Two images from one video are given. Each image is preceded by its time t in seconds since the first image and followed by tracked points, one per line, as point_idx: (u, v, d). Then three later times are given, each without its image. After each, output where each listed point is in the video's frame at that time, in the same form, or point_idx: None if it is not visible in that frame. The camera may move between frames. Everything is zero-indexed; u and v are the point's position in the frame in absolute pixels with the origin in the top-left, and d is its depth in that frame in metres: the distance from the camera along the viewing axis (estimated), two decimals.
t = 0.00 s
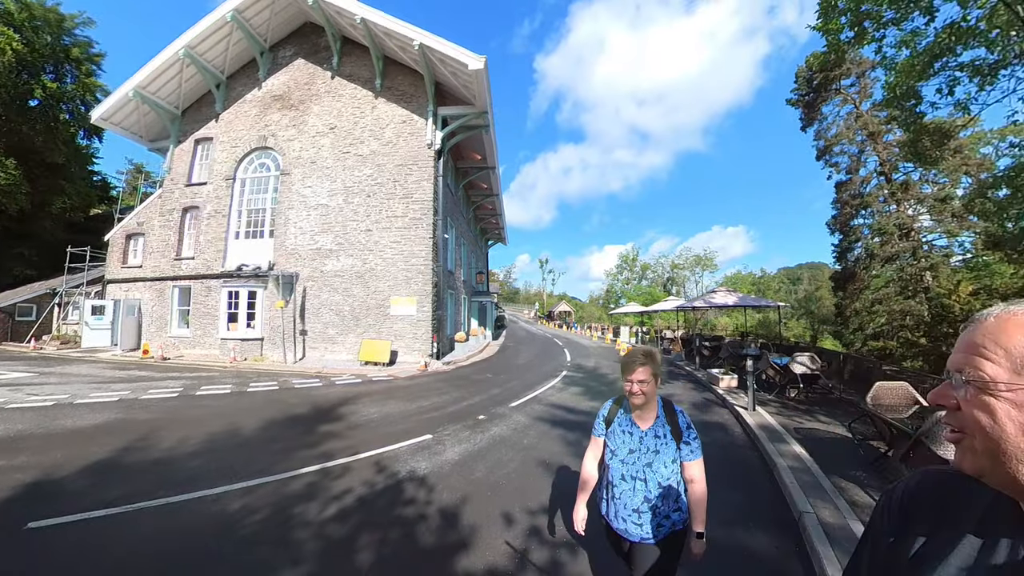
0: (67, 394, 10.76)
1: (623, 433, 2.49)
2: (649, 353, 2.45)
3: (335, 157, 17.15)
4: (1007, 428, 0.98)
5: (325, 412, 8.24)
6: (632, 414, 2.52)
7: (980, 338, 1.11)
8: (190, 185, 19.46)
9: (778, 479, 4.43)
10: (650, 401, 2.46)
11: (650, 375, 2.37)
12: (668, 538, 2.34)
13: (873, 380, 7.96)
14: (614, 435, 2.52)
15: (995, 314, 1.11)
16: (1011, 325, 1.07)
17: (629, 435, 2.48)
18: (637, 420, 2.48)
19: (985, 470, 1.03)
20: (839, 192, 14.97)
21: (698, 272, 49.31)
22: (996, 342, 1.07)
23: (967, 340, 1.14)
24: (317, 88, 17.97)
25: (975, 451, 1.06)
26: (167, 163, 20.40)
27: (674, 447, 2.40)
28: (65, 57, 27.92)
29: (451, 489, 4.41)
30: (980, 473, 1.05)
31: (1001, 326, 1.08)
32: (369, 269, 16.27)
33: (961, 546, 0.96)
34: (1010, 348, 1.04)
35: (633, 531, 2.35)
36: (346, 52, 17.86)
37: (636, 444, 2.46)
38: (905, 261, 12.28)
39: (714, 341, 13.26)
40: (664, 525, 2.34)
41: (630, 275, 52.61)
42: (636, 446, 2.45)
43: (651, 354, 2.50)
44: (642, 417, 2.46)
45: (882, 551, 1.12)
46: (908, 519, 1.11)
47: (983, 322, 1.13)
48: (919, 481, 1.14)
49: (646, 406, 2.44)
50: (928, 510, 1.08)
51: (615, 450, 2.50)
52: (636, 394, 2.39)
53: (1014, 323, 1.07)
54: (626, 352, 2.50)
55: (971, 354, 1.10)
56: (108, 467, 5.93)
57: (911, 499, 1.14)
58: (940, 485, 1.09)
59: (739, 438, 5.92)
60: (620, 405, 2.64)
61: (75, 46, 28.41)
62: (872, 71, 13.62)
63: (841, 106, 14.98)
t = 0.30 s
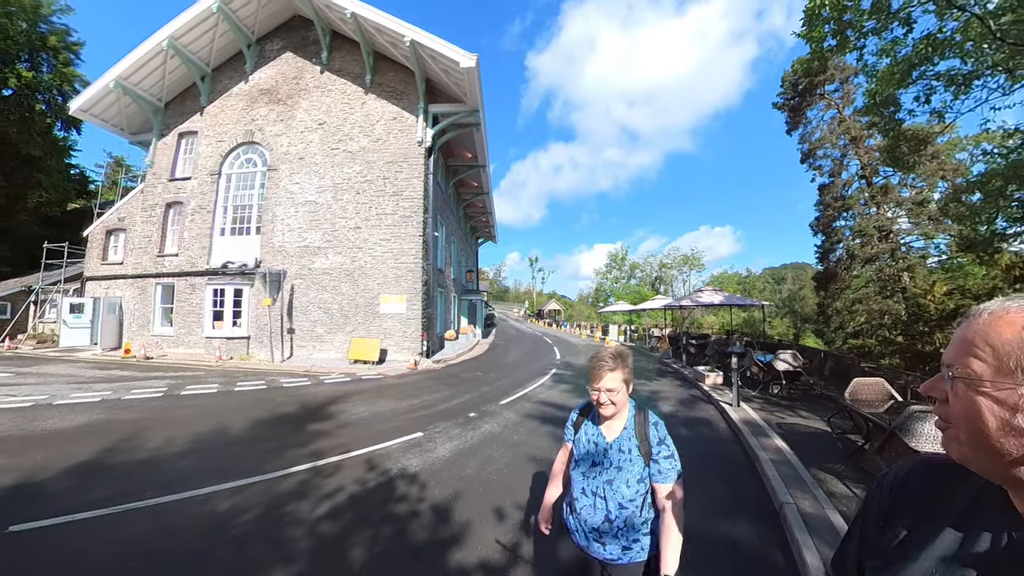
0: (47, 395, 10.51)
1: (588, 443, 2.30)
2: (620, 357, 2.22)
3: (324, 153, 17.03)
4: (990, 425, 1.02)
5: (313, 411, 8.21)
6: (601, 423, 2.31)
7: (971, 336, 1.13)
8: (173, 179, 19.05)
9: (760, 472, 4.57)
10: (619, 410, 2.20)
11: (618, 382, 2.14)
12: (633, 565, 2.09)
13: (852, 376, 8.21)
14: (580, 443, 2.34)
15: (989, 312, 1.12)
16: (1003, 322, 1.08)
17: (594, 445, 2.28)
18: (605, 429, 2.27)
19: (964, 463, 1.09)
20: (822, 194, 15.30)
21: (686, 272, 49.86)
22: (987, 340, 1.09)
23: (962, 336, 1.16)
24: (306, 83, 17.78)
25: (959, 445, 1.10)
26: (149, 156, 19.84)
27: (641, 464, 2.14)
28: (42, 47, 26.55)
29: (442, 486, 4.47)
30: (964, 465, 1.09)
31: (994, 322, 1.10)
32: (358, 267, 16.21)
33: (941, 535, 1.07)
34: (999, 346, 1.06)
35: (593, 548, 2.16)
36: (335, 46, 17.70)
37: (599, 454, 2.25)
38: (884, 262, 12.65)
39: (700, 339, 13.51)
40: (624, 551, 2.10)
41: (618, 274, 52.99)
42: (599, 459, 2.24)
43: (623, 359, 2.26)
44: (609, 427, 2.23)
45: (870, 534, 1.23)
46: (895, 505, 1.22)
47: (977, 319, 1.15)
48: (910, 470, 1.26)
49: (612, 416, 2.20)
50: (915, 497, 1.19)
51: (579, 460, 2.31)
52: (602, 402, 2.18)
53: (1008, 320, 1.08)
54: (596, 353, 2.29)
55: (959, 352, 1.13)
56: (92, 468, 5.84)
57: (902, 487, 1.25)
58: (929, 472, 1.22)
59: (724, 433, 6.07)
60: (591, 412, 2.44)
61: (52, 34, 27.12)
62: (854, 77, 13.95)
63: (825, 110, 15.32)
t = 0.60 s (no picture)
0: (24, 396, 10.22)
1: (539, 472, 2.08)
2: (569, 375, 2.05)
3: (313, 149, 16.85)
4: (946, 423, 1.13)
5: (303, 411, 8.16)
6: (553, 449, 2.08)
7: (936, 340, 1.23)
8: (156, 174, 18.63)
9: (746, 467, 4.69)
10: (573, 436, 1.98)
11: (566, 405, 1.96)
12: None
13: (833, 373, 8.43)
14: (531, 473, 2.11)
15: (957, 318, 1.22)
16: (972, 328, 1.18)
17: (546, 476, 2.06)
18: (557, 456, 2.05)
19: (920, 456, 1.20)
20: (806, 196, 15.61)
21: (674, 271, 50.38)
22: (953, 346, 1.18)
23: (928, 339, 1.26)
24: (294, 76, 17.55)
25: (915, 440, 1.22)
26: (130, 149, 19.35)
27: (599, 496, 1.92)
28: (17, 34, 25.55)
29: (435, 484, 4.51)
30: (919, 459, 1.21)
31: (961, 330, 1.19)
32: (347, 264, 16.10)
33: (899, 525, 1.18)
34: (962, 352, 1.16)
35: None
36: (324, 40, 17.51)
37: (552, 486, 2.03)
38: (865, 262, 13.00)
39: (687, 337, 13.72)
40: None
41: (607, 272, 53.35)
42: (550, 490, 2.02)
43: (573, 377, 2.07)
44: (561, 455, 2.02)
45: (832, 523, 1.34)
46: (856, 495, 1.33)
47: (941, 324, 1.25)
48: (870, 464, 1.39)
49: (565, 442, 1.99)
50: (877, 489, 1.31)
51: (528, 493, 2.08)
52: (553, 427, 1.96)
53: (974, 328, 1.17)
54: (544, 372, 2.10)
55: (924, 355, 1.23)
56: (75, 469, 5.72)
57: (863, 480, 1.37)
58: (890, 467, 1.34)
59: (710, 429, 6.20)
60: (544, 437, 2.23)
61: (28, 21, 26.20)
62: (839, 81, 14.27)
63: (810, 113, 15.63)
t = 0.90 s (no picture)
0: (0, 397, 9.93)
1: (490, 488, 1.97)
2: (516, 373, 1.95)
3: (300, 144, 16.67)
4: (892, 429, 1.21)
5: (290, 410, 8.10)
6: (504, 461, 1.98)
7: (884, 347, 1.30)
8: (137, 168, 18.22)
9: (731, 461, 4.79)
10: (525, 447, 1.90)
11: (514, 412, 1.86)
12: None
13: (815, 370, 8.66)
14: (481, 489, 2.00)
15: (903, 328, 1.30)
16: (914, 339, 1.26)
17: (498, 491, 1.96)
18: (509, 469, 1.95)
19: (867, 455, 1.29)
20: (791, 198, 15.90)
21: (662, 270, 50.87)
22: (899, 355, 1.26)
23: (877, 347, 1.33)
24: (282, 70, 17.33)
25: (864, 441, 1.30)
26: (110, 142, 18.87)
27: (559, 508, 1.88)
28: None
29: (425, 481, 4.55)
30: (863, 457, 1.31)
31: (906, 341, 1.26)
32: (335, 262, 15.98)
33: (850, 517, 1.29)
34: (908, 362, 1.23)
35: None
36: (313, 34, 17.30)
37: (507, 503, 1.94)
38: (847, 262, 13.34)
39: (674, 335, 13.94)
40: None
41: (597, 271, 53.66)
42: (505, 507, 1.93)
43: (521, 381, 1.96)
44: (514, 466, 1.93)
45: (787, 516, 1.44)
46: (812, 490, 1.43)
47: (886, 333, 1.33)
48: (824, 461, 1.49)
49: (517, 454, 1.90)
50: (831, 484, 1.41)
51: (479, 512, 1.98)
52: (503, 440, 1.86)
53: (917, 338, 1.25)
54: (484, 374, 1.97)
55: (870, 361, 1.30)
56: (56, 470, 5.61)
57: (817, 475, 1.47)
58: (842, 464, 1.45)
59: (695, 424, 6.33)
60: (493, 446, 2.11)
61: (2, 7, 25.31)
62: (823, 86, 14.58)
63: (795, 117, 15.96)
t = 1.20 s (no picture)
0: None
1: (449, 521, 1.78)
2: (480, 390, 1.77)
3: (288, 140, 16.52)
4: (867, 415, 1.32)
5: (279, 408, 8.08)
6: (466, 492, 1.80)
7: (860, 337, 1.40)
8: (118, 162, 17.84)
9: (713, 454, 4.94)
10: (489, 479, 1.74)
11: (479, 442, 1.69)
12: None
13: (795, 367, 8.91)
14: (437, 523, 1.80)
15: (877, 318, 1.40)
16: (888, 328, 1.36)
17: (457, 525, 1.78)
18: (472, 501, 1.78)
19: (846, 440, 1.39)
20: (775, 200, 16.20)
21: (650, 269, 51.27)
22: (874, 344, 1.36)
23: (853, 337, 1.43)
24: (270, 64, 17.13)
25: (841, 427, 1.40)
26: (90, 135, 18.42)
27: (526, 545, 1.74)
28: None
29: (416, 477, 4.62)
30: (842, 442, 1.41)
31: (880, 330, 1.37)
32: (324, 259, 15.89)
33: (828, 501, 1.40)
34: (881, 351, 1.34)
35: None
36: (302, 28, 17.12)
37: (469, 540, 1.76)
38: (828, 263, 13.68)
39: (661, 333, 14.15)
40: None
41: (586, 270, 53.93)
42: (465, 544, 1.75)
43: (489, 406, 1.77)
44: (477, 497, 1.77)
45: (771, 502, 1.53)
46: (793, 478, 1.54)
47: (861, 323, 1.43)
48: (803, 448, 1.60)
49: (480, 486, 1.74)
50: (808, 470, 1.52)
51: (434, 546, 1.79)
52: (466, 471, 1.70)
53: (889, 327, 1.36)
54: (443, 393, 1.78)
55: (847, 351, 1.40)
56: (40, 471, 5.54)
57: (797, 462, 1.58)
58: (820, 450, 1.56)
59: (680, 419, 6.50)
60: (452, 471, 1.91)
61: None
62: (807, 90, 14.89)
63: (781, 120, 16.27)
